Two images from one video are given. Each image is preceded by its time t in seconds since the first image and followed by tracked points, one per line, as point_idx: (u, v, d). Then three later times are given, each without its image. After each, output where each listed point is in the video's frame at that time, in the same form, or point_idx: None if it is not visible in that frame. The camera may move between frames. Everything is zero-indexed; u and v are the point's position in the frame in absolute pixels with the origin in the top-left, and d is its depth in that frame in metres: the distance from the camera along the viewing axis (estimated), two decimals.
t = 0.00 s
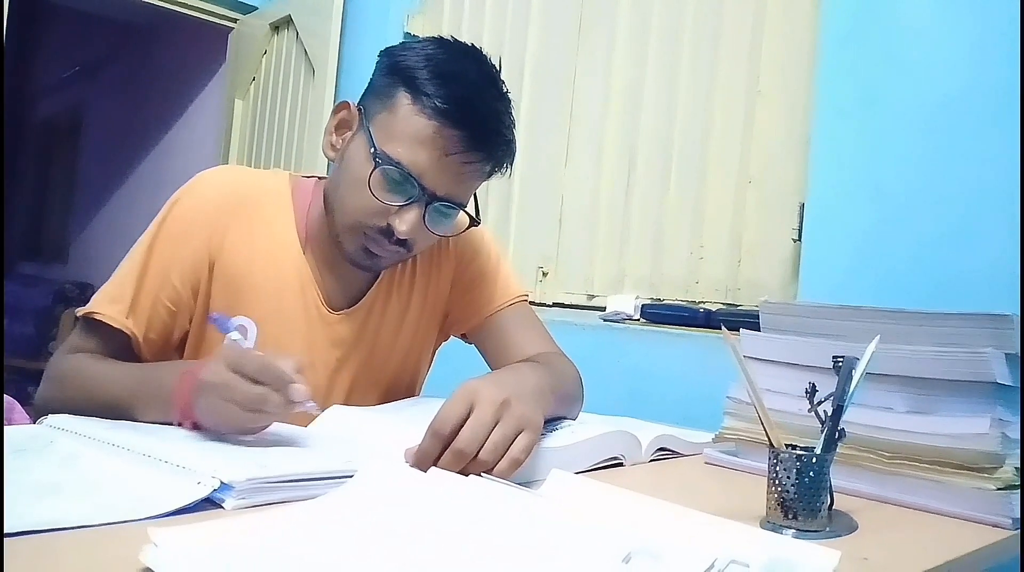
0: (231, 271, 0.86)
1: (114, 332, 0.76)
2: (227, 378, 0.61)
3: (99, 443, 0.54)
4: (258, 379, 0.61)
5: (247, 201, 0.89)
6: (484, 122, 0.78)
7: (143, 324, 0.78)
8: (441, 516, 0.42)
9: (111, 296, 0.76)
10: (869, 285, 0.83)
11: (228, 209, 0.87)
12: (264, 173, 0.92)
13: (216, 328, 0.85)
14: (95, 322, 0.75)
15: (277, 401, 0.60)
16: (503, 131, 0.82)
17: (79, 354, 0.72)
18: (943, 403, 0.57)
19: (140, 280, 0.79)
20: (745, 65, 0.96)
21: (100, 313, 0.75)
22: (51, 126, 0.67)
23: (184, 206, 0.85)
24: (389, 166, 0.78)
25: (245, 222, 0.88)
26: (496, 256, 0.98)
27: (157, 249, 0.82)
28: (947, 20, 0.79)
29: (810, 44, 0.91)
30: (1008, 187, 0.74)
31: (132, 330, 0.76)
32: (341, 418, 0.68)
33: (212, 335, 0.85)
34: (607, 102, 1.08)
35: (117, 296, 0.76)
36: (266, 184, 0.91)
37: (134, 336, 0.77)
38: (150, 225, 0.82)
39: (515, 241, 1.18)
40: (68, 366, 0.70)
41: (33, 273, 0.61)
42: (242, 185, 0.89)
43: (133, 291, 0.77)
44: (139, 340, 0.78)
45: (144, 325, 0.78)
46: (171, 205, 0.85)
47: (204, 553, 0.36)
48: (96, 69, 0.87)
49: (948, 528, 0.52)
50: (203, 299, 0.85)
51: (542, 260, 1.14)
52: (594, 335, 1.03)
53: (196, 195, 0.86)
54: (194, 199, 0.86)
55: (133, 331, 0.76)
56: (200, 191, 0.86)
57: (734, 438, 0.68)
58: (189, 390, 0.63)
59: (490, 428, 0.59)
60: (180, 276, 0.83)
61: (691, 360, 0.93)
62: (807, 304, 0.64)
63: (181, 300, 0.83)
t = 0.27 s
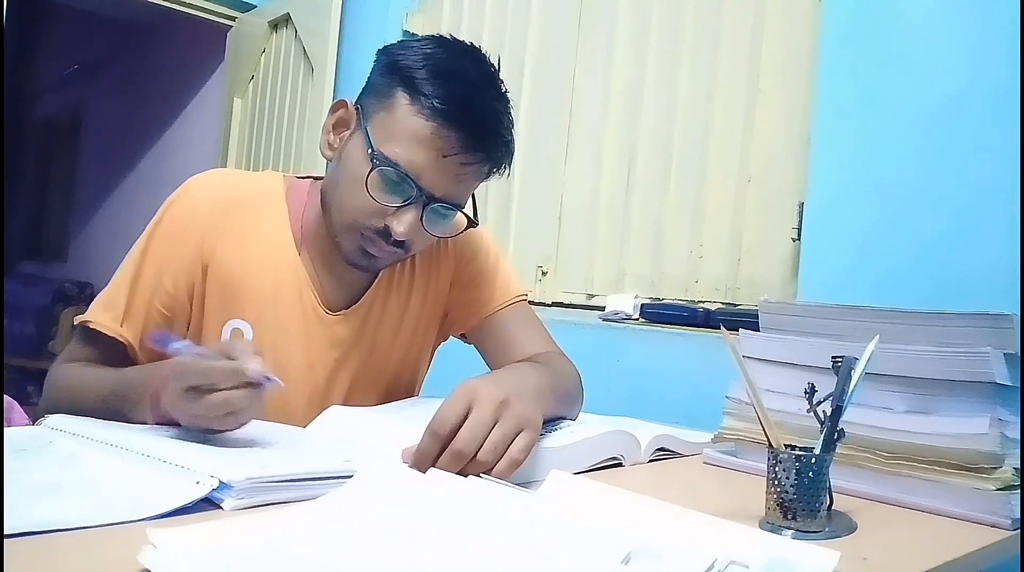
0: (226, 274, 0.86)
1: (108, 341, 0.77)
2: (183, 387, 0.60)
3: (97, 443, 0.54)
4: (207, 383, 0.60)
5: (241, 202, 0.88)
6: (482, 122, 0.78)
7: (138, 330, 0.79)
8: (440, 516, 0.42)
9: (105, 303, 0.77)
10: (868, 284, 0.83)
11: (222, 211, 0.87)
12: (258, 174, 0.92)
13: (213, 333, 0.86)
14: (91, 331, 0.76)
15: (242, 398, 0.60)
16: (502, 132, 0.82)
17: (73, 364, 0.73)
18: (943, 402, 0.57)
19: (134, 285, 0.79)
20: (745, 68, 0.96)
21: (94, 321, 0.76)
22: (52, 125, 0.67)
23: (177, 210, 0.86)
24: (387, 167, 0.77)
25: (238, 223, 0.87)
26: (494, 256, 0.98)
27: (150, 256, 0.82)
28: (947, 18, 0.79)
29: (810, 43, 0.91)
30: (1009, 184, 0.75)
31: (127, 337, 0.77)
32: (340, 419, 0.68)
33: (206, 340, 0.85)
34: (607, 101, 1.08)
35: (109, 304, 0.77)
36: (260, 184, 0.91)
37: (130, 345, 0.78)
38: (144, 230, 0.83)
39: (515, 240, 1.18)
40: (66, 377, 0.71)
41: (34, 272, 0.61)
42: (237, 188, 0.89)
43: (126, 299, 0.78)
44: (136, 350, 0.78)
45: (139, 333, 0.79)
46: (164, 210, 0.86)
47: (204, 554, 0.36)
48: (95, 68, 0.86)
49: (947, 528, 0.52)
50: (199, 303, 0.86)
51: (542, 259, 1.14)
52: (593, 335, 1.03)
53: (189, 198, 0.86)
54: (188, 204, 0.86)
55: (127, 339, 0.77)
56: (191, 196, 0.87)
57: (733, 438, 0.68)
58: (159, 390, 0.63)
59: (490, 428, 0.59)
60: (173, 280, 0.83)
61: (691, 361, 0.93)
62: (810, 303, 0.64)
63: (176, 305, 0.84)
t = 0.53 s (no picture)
0: (222, 282, 0.87)
1: (107, 352, 0.76)
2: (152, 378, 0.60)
3: (96, 447, 0.54)
4: (172, 374, 0.59)
5: (235, 211, 0.89)
6: (473, 125, 0.78)
7: (138, 340, 0.79)
8: (441, 520, 0.42)
9: (104, 312, 0.77)
10: (869, 287, 0.83)
11: (215, 220, 0.88)
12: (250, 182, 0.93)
13: (210, 340, 0.86)
14: (91, 342, 0.76)
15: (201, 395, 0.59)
16: (493, 134, 0.82)
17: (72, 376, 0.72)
18: (940, 404, 0.57)
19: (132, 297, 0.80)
20: (744, 72, 0.97)
21: (93, 332, 0.76)
22: (53, 126, 0.67)
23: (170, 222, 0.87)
24: (379, 170, 0.77)
25: (234, 232, 0.88)
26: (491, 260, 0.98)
27: (146, 267, 0.83)
28: (945, 21, 0.80)
29: (809, 46, 0.91)
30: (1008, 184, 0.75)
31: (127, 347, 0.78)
32: (340, 423, 0.68)
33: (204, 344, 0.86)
34: (606, 105, 1.08)
35: (108, 316, 0.77)
36: (253, 191, 0.91)
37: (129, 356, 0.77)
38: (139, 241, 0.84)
39: (514, 242, 1.17)
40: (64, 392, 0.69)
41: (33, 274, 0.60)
42: (233, 196, 0.90)
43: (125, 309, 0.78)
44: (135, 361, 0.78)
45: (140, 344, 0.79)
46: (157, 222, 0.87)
47: (204, 558, 0.36)
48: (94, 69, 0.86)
49: (947, 532, 0.52)
50: (196, 311, 0.87)
51: (540, 263, 1.14)
52: (591, 338, 1.02)
53: (183, 208, 0.88)
54: (182, 213, 0.88)
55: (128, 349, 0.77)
56: (184, 208, 0.88)
57: (733, 442, 0.68)
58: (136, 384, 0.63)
59: (489, 433, 0.58)
60: (169, 289, 0.85)
61: (691, 362, 0.93)
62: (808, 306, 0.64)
63: (174, 314, 0.85)
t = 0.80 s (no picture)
0: (223, 282, 0.86)
1: (112, 355, 0.76)
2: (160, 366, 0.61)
3: (99, 446, 0.54)
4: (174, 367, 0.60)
5: (236, 213, 0.89)
6: (468, 121, 0.78)
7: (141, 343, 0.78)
8: (443, 520, 0.42)
9: (107, 314, 0.77)
10: (871, 287, 0.83)
11: (214, 221, 0.88)
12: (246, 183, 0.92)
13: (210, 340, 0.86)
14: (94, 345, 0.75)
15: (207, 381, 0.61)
16: (489, 130, 0.82)
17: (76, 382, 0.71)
18: (941, 406, 0.58)
19: (134, 300, 0.80)
20: (745, 72, 0.97)
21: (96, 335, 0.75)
22: (54, 125, 0.67)
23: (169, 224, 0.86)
24: (374, 166, 0.77)
25: (234, 233, 0.88)
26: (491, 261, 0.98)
27: (147, 269, 0.83)
28: (948, 21, 0.80)
29: (812, 46, 0.91)
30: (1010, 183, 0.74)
31: (132, 350, 0.76)
32: (342, 422, 0.68)
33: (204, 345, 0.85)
34: (607, 104, 1.08)
35: (111, 319, 0.77)
36: (251, 191, 0.91)
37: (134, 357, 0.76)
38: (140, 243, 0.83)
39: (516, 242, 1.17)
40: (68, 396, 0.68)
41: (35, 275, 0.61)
42: (233, 197, 0.90)
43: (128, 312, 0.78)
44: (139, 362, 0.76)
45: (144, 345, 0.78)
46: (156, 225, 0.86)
47: (206, 557, 0.36)
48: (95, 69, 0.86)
49: (949, 533, 0.52)
50: (197, 311, 0.86)
51: (543, 263, 1.14)
52: (594, 338, 1.03)
53: (181, 209, 0.87)
54: (181, 215, 0.87)
55: (132, 350, 0.76)
56: (182, 211, 0.87)
57: (735, 442, 0.68)
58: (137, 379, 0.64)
59: (491, 432, 0.59)
60: (170, 290, 0.84)
61: (691, 363, 0.93)
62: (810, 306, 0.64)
63: (175, 315, 0.85)
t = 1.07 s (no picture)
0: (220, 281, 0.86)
1: (108, 355, 0.76)
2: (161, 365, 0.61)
3: (96, 445, 0.54)
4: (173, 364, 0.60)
5: (231, 210, 0.88)
6: (462, 118, 0.78)
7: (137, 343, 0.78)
8: (441, 519, 0.42)
9: (104, 313, 0.76)
10: (871, 285, 0.83)
11: (209, 219, 0.87)
12: (241, 180, 0.92)
13: (206, 337, 0.86)
14: (90, 345, 0.75)
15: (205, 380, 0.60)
16: (483, 127, 0.82)
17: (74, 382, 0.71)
18: (942, 402, 0.57)
19: (130, 299, 0.80)
20: (744, 71, 0.97)
21: (93, 335, 0.75)
22: (54, 126, 0.67)
23: (165, 222, 0.86)
24: (368, 164, 0.77)
25: (230, 231, 0.87)
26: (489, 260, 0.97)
27: (142, 268, 0.83)
28: (946, 20, 0.80)
29: (811, 44, 0.91)
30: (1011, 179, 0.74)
31: (127, 348, 0.77)
32: (340, 420, 0.68)
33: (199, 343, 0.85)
34: (605, 102, 1.08)
35: (109, 319, 0.77)
36: (246, 189, 0.90)
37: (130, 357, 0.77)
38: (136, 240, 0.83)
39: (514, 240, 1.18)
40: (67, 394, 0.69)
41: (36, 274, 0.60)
42: (229, 194, 0.89)
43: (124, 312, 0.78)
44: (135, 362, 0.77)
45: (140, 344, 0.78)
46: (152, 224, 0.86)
47: (203, 557, 0.36)
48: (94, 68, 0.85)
49: (947, 529, 0.52)
50: (193, 309, 0.86)
51: (540, 260, 1.14)
52: (592, 335, 1.03)
53: (176, 207, 0.87)
54: (177, 214, 0.86)
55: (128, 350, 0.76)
56: (178, 210, 0.87)
57: (733, 438, 0.68)
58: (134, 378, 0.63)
59: (489, 431, 0.58)
60: (166, 289, 0.84)
61: (690, 361, 0.93)
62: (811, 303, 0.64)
63: (172, 313, 0.85)
